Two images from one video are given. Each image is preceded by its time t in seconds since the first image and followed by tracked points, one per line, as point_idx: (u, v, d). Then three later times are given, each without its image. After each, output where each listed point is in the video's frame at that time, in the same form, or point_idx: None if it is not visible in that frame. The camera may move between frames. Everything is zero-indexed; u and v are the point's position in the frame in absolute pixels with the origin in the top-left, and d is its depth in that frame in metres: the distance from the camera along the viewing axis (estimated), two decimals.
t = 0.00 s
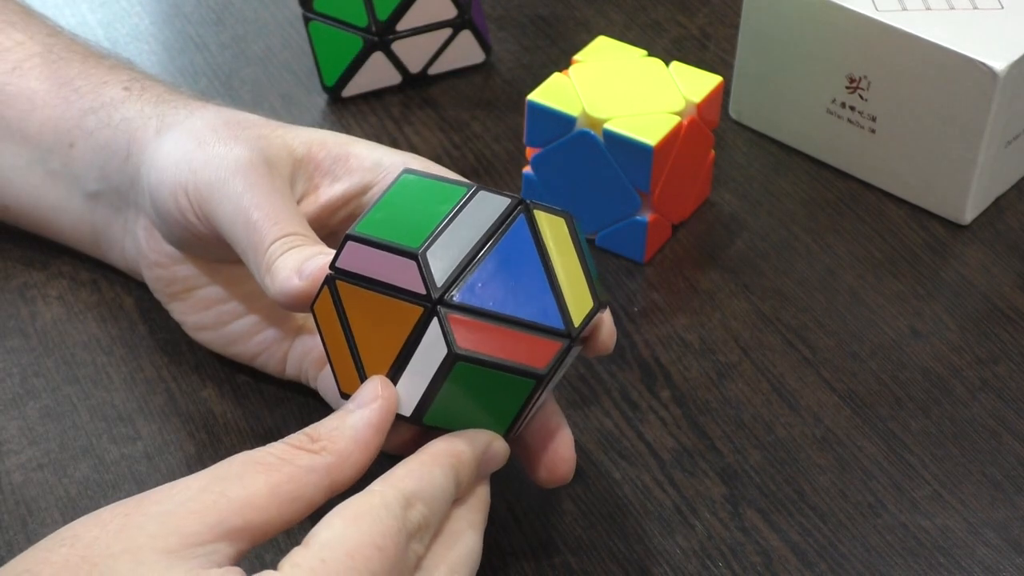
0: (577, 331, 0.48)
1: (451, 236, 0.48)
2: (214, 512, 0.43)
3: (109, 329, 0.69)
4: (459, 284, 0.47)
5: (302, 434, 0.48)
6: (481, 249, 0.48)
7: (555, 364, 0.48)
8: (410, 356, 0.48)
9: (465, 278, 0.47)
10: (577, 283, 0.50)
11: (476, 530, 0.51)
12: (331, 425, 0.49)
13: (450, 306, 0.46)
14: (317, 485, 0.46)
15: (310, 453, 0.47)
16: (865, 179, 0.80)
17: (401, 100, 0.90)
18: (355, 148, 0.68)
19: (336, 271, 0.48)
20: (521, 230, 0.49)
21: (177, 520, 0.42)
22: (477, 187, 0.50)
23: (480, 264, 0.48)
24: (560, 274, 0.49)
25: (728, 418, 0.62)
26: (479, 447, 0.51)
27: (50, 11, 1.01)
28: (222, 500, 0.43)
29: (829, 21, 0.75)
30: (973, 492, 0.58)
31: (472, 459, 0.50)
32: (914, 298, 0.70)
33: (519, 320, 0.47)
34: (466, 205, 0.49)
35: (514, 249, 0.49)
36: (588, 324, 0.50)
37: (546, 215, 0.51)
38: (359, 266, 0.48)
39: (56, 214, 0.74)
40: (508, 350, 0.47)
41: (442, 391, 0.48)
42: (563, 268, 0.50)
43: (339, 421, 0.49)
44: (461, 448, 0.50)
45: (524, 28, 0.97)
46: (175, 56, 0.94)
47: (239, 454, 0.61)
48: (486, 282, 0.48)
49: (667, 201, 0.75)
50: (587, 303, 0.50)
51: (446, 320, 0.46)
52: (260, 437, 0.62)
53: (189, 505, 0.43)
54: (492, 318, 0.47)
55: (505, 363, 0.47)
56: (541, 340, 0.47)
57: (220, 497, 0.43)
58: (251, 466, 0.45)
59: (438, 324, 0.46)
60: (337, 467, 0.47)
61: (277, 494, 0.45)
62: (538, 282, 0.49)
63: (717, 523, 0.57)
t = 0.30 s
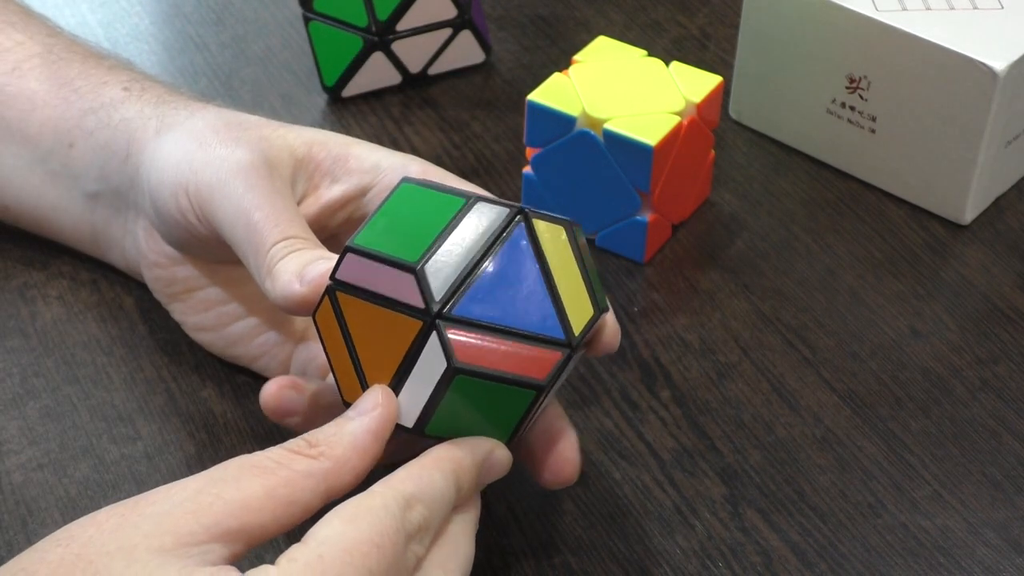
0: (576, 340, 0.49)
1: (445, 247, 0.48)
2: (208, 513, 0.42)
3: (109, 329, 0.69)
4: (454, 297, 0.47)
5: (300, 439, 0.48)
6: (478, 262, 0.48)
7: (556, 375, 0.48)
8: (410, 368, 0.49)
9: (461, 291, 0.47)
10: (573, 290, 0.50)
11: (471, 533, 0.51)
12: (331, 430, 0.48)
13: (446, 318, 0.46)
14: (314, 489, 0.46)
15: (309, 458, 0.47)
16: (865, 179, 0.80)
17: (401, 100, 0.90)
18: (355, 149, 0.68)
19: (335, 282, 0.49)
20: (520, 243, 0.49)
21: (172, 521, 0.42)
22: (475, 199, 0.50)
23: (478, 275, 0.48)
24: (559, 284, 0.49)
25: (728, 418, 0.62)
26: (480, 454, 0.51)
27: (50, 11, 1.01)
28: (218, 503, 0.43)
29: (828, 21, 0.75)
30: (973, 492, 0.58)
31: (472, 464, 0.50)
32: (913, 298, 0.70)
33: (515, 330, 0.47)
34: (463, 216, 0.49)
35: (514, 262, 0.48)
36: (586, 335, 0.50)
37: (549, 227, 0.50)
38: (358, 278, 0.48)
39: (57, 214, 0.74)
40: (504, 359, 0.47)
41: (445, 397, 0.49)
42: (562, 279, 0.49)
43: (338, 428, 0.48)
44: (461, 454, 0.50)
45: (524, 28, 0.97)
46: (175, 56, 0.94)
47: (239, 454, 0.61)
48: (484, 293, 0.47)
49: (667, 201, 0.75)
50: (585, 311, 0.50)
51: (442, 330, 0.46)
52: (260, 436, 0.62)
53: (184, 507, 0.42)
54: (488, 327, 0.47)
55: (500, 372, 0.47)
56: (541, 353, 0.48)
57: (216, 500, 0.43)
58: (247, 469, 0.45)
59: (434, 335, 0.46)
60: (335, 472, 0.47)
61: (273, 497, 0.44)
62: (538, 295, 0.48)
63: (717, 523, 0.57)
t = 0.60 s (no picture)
0: (503, 267, 0.44)
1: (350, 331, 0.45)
2: (197, 490, 0.47)
3: (109, 329, 0.69)
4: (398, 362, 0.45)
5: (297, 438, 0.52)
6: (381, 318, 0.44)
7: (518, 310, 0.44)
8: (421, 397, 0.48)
9: (393, 351, 0.45)
10: (456, 234, 0.44)
11: (479, 482, 0.50)
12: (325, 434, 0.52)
13: (413, 381, 0.46)
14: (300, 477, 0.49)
15: (300, 450, 0.50)
16: (865, 179, 0.80)
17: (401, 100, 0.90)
18: (294, 133, 0.67)
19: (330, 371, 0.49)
20: (382, 273, 0.44)
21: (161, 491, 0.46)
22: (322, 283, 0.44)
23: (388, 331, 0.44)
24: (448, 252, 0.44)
25: (728, 418, 0.62)
26: (505, 401, 0.48)
27: (50, 12, 1.01)
28: (206, 481, 0.47)
29: (829, 21, 0.75)
30: (973, 492, 0.58)
31: (496, 412, 0.47)
32: (913, 298, 0.70)
33: (451, 335, 0.44)
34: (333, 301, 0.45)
35: (400, 293, 0.44)
36: (502, 243, 0.44)
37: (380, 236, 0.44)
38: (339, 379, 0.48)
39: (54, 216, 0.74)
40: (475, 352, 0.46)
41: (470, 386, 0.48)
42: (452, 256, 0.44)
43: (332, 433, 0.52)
44: (483, 399, 0.47)
45: (524, 28, 0.97)
46: (175, 56, 0.94)
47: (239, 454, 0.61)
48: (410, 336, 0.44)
49: (668, 201, 0.75)
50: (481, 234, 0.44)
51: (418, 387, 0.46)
52: (260, 436, 0.62)
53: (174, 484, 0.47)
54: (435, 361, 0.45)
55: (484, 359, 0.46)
56: (486, 320, 0.44)
57: (204, 479, 0.47)
58: (241, 456, 0.49)
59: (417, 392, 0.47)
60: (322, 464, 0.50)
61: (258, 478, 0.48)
62: (442, 284, 0.44)
63: (717, 523, 0.57)
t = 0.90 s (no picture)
0: (486, 294, 0.40)
1: (369, 410, 0.43)
2: (167, 467, 0.46)
3: (108, 328, 0.69)
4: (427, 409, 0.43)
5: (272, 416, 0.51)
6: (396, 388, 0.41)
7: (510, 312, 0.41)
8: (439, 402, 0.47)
9: (421, 404, 0.43)
10: (431, 293, 0.39)
11: (528, 484, 0.49)
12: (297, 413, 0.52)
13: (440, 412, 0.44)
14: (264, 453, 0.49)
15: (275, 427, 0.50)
16: (865, 179, 0.80)
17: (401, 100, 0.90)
18: (212, 123, 0.66)
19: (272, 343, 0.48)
20: (377, 361, 0.40)
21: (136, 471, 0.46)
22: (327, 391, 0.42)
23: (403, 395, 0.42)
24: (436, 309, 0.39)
25: (728, 418, 0.62)
26: (536, 404, 0.48)
27: (50, 12, 1.01)
28: (174, 457, 0.47)
29: (828, 21, 0.75)
30: (973, 492, 0.58)
31: (525, 416, 0.47)
32: (913, 298, 0.70)
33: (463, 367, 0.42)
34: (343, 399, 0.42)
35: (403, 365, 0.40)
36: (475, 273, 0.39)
37: (354, 331, 0.39)
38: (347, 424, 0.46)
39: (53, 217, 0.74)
40: (489, 369, 0.43)
41: (497, 391, 0.46)
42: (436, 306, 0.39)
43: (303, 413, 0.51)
44: (514, 402, 0.47)
45: (524, 28, 0.97)
46: (175, 56, 0.94)
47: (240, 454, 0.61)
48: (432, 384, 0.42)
49: (668, 201, 0.75)
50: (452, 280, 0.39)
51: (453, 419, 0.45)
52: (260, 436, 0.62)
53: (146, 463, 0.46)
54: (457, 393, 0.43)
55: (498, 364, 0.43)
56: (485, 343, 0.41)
57: (173, 454, 0.47)
58: (217, 429, 0.48)
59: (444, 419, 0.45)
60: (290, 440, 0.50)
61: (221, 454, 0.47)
62: (441, 336, 0.40)
63: (717, 523, 0.57)
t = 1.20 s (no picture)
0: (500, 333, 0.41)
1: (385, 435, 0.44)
2: (161, 463, 0.46)
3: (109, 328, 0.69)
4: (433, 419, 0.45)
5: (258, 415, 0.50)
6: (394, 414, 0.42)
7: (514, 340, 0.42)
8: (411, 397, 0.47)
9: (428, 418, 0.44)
10: (455, 342, 0.39)
11: (528, 481, 0.49)
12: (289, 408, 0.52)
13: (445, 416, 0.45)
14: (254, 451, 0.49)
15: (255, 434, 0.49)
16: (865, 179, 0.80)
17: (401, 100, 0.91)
18: (174, 129, 0.65)
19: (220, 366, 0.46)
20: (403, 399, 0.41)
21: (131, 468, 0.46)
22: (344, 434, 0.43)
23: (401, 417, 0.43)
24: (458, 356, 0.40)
25: (728, 418, 0.62)
26: (535, 405, 0.49)
27: (50, 12, 1.01)
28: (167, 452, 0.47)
29: (828, 20, 0.75)
30: (973, 492, 0.58)
31: (525, 416, 0.48)
32: (913, 298, 0.70)
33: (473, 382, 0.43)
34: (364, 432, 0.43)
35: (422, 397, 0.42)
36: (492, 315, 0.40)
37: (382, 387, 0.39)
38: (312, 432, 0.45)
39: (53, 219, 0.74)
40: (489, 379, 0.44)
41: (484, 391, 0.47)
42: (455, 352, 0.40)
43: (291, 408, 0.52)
44: (514, 403, 0.48)
45: (524, 28, 0.97)
46: (175, 56, 0.94)
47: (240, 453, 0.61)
48: (443, 400, 0.44)
49: (668, 201, 0.75)
50: (473, 330, 0.39)
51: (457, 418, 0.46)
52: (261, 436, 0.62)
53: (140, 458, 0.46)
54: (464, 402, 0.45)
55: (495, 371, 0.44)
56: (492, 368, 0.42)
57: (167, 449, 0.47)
58: (198, 428, 0.48)
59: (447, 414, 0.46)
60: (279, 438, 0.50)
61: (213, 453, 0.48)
62: (460, 369, 0.42)
63: (717, 523, 0.57)
